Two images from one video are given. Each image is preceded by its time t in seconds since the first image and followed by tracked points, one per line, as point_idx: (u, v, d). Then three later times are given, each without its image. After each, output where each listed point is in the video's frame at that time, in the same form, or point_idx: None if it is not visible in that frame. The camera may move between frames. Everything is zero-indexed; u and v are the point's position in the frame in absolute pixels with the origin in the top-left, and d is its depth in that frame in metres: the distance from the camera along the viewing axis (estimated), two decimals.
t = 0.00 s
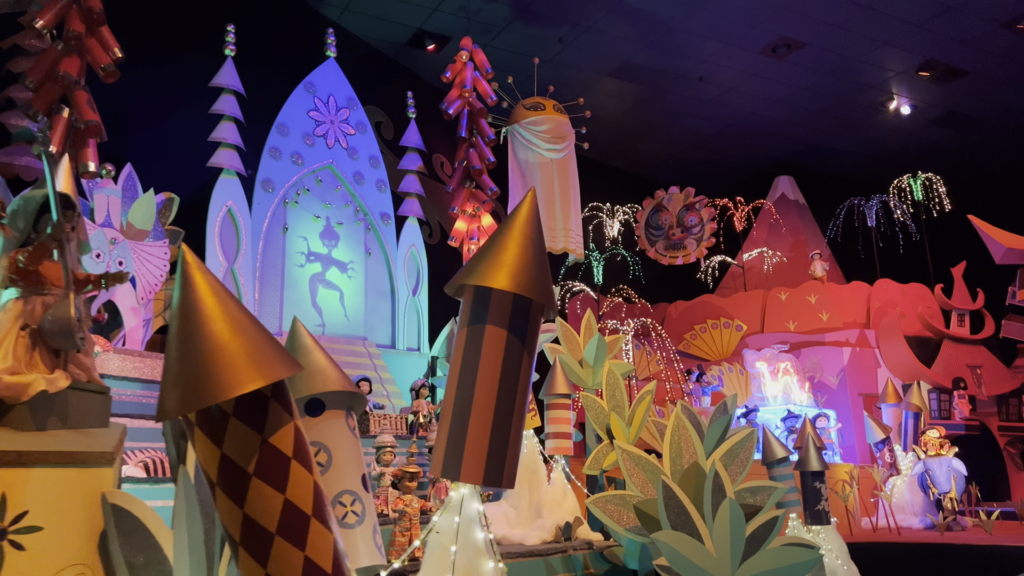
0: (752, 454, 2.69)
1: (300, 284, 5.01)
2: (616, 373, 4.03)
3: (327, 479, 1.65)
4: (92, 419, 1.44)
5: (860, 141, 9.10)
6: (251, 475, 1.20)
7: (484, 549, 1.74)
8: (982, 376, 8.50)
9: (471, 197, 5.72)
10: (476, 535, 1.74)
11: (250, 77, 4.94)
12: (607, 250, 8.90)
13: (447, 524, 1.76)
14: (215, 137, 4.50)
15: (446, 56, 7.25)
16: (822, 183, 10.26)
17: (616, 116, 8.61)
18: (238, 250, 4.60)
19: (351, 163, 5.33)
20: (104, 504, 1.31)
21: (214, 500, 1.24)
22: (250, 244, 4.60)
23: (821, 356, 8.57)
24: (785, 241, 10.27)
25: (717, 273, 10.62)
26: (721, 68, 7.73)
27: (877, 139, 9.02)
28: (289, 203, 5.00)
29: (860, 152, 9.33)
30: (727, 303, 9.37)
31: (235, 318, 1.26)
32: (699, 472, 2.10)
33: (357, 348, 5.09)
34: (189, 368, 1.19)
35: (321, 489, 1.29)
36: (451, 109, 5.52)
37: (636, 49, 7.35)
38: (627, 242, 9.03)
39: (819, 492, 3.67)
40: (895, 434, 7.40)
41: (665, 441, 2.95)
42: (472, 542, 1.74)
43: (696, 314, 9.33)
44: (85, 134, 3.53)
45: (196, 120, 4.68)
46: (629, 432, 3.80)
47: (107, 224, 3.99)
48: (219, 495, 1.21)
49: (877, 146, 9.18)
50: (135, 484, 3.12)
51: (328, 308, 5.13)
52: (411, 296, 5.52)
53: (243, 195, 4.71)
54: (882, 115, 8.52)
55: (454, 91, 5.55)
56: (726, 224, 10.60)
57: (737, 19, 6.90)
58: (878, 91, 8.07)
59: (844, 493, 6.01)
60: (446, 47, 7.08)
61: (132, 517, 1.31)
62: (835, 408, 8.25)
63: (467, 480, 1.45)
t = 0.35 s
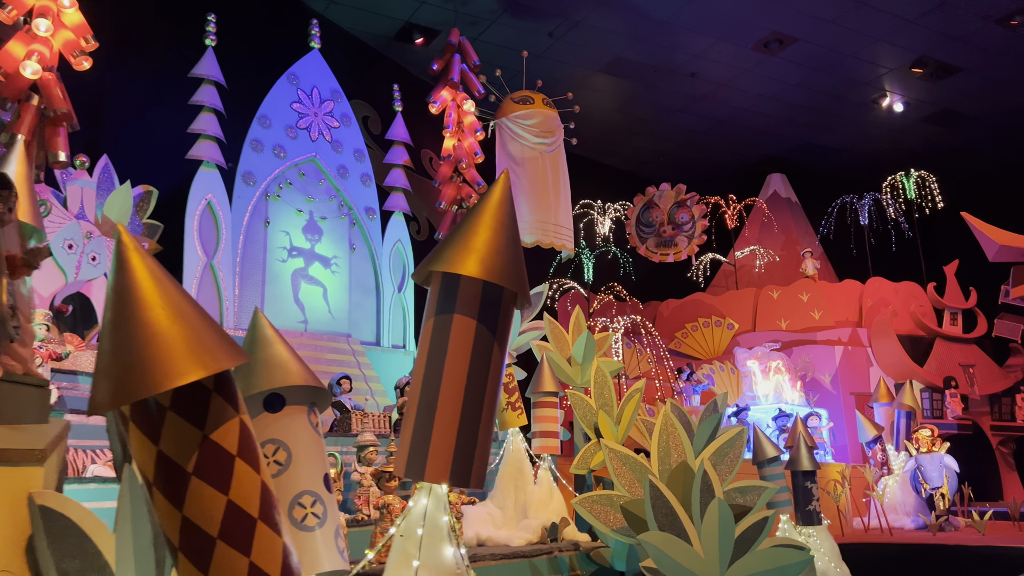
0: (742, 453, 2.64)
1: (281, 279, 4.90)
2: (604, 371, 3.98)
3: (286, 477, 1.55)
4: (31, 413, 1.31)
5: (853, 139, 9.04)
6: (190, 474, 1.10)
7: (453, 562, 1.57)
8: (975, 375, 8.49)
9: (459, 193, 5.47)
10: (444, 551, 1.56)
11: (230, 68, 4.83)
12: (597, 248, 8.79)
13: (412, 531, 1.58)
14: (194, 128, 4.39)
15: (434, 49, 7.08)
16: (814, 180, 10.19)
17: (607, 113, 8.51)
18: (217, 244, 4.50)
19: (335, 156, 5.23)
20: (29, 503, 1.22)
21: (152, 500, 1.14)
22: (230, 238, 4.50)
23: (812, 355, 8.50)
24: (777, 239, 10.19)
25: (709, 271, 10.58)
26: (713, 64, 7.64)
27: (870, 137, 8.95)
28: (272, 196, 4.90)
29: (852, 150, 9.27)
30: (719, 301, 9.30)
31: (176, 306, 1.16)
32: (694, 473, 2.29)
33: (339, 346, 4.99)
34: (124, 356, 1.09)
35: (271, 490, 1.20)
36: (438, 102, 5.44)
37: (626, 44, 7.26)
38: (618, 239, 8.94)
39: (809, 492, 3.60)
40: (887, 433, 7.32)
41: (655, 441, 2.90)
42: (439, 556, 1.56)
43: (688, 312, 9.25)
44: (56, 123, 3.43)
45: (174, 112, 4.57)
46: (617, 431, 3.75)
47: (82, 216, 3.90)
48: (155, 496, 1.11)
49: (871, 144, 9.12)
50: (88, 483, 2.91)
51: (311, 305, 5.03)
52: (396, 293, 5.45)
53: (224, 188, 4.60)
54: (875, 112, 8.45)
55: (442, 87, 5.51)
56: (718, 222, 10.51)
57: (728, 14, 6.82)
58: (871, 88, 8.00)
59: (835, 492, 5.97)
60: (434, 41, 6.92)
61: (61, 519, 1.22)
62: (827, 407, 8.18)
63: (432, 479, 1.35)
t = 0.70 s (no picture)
0: (728, 453, 2.56)
1: (260, 274, 4.80)
2: (589, 369, 3.89)
3: (235, 478, 1.45)
4: None
5: (843, 136, 8.98)
6: (114, 473, 1.03)
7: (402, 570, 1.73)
8: (964, 374, 8.48)
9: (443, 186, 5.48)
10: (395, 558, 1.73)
11: (208, 57, 4.72)
12: (586, 245, 8.69)
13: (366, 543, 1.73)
14: (170, 118, 4.27)
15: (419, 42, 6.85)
16: (804, 178, 10.14)
17: (596, 109, 8.43)
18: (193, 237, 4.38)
19: (316, 149, 5.11)
20: None
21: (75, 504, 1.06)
22: (206, 231, 4.38)
23: (802, 354, 8.43)
24: (766, 237, 10.13)
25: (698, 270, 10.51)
26: (702, 60, 7.56)
27: (861, 135, 8.90)
28: (249, 189, 4.78)
29: (842, 148, 9.21)
30: (708, 300, 9.23)
31: (103, 291, 1.06)
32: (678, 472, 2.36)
33: (318, 344, 4.87)
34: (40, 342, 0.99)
35: (207, 490, 1.13)
36: (422, 95, 5.29)
37: (615, 39, 7.18)
38: (607, 237, 8.86)
39: (798, 492, 3.50)
40: (876, 433, 7.22)
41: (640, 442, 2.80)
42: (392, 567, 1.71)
43: (676, 311, 9.18)
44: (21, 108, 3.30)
45: (149, 102, 4.45)
46: (602, 430, 3.66)
47: (52, 207, 3.77)
48: (76, 498, 1.03)
49: (860, 142, 9.06)
50: (24, 482, 2.79)
51: (290, 300, 4.92)
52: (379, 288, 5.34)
53: (200, 180, 4.48)
54: (865, 110, 8.39)
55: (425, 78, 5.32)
56: (707, 220, 10.45)
57: (717, 9, 6.74)
58: (860, 85, 7.93)
59: (824, 492, 5.91)
60: (420, 33, 6.70)
61: None
62: (816, 406, 8.12)
63: (388, 482, 1.25)
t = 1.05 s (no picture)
0: (712, 451, 2.47)
1: (234, 269, 4.70)
2: (572, 367, 3.79)
3: (176, 477, 1.39)
4: None
5: (831, 135, 8.93)
6: (17, 474, 1.02)
7: (356, 564, 1.72)
8: (949, 374, 8.45)
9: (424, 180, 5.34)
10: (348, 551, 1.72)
11: (183, 46, 4.60)
12: (572, 243, 8.59)
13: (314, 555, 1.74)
14: (141, 107, 4.15)
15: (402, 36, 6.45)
16: (791, 177, 10.09)
17: (582, 106, 8.35)
18: (165, 230, 4.25)
19: (293, 141, 4.99)
20: None
21: None
22: (177, 224, 4.27)
23: (787, 352, 8.38)
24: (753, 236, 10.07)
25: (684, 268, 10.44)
26: (689, 56, 7.49)
27: (848, 133, 8.85)
28: (224, 181, 4.68)
29: (829, 146, 9.17)
30: (694, 298, 9.16)
31: (10, 273, 1.03)
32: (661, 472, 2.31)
33: (294, 340, 4.76)
34: None
35: (125, 490, 1.11)
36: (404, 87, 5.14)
37: (601, 34, 7.09)
38: (592, 234, 8.78)
39: (782, 492, 3.41)
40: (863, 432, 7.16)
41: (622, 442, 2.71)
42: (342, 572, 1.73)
43: (662, 309, 9.10)
44: None
45: (121, 91, 4.33)
46: (585, 429, 3.57)
47: (15, 197, 3.62)
48: None
49: (848, 141, 9.02)
50: None
51: (265, 296, 4.82)
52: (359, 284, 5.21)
53: (172, 172, 4.36)
54: (853, 108, 8.34)
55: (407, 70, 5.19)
56: (693, 218, 10.39)
57: (704, 4, 6.67)
58: (848, 83, 7.88)
59: (810, 492, 5.85)
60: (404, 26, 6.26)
61: None
62: (801, 406, 8.06)
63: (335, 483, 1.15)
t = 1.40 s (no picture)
0: (693, 451, 2.38)
1: (204, 263, 4.57)
2: (551, 365, 3.69)
3: (103, 477, 1.33)
4: None
5: (814, 134, 8.89)
6: None
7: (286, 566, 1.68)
8: (932, 373, 8.43)
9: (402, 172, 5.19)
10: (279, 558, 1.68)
11: (152, 33, 4.47)
12: (554, 241, 8.50)
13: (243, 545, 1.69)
14: (107, 96, 4.03)
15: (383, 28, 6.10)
16: (775, 176, 10.05)
17: (565, 102, 8.27)
18: (132, 222, 4.14)
19: (267, 133, 4.89)
20: None
21: None
22: (143, 216, 4.15)
23: (771, 351, 8.33)
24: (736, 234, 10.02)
25: (668, 266, 10.36)
26: (673, 52, 7.42)
27: (833, 132, 8.82)
28: (194, 173, 4.56)
29: (813, 145, 9.13)
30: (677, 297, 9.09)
31: None
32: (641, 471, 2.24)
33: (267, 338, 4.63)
34: None
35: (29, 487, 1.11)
36: (382, 79, 4.96)
37: (584, 29, 7.00)
38: (575, 232, 8.69)
39: (764, 493, 3.33)
40: (846, 432, 7.10)
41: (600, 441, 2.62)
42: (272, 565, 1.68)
43: (645, 308, 9.02)
44: None
45: (87, 79, 4.20)
46: (564, 429, 3.47)
47: None
48: None
49: (832, 140, 8.98)
50: None
51: (236, 291, 4.68)
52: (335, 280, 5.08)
53: (141, 163, 4.25)
54: (837, 107, 8.30)
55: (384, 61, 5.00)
56: (677, 216, 10.34)
57: None
58: (832, 81, 7.84)
59: (792, 493, 5.80)
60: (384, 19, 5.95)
61: None
62: (784, 406, 8.02)
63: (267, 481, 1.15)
